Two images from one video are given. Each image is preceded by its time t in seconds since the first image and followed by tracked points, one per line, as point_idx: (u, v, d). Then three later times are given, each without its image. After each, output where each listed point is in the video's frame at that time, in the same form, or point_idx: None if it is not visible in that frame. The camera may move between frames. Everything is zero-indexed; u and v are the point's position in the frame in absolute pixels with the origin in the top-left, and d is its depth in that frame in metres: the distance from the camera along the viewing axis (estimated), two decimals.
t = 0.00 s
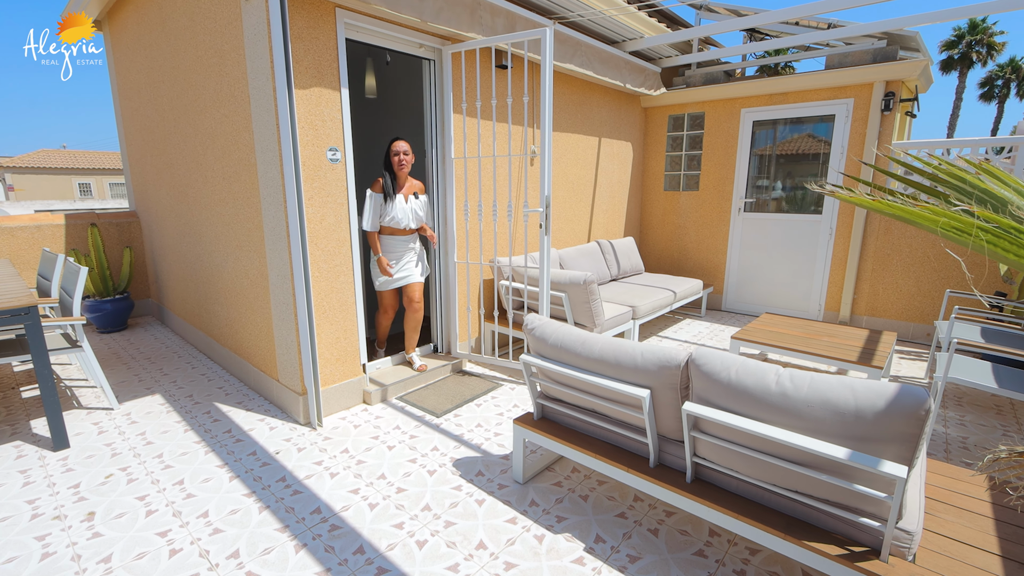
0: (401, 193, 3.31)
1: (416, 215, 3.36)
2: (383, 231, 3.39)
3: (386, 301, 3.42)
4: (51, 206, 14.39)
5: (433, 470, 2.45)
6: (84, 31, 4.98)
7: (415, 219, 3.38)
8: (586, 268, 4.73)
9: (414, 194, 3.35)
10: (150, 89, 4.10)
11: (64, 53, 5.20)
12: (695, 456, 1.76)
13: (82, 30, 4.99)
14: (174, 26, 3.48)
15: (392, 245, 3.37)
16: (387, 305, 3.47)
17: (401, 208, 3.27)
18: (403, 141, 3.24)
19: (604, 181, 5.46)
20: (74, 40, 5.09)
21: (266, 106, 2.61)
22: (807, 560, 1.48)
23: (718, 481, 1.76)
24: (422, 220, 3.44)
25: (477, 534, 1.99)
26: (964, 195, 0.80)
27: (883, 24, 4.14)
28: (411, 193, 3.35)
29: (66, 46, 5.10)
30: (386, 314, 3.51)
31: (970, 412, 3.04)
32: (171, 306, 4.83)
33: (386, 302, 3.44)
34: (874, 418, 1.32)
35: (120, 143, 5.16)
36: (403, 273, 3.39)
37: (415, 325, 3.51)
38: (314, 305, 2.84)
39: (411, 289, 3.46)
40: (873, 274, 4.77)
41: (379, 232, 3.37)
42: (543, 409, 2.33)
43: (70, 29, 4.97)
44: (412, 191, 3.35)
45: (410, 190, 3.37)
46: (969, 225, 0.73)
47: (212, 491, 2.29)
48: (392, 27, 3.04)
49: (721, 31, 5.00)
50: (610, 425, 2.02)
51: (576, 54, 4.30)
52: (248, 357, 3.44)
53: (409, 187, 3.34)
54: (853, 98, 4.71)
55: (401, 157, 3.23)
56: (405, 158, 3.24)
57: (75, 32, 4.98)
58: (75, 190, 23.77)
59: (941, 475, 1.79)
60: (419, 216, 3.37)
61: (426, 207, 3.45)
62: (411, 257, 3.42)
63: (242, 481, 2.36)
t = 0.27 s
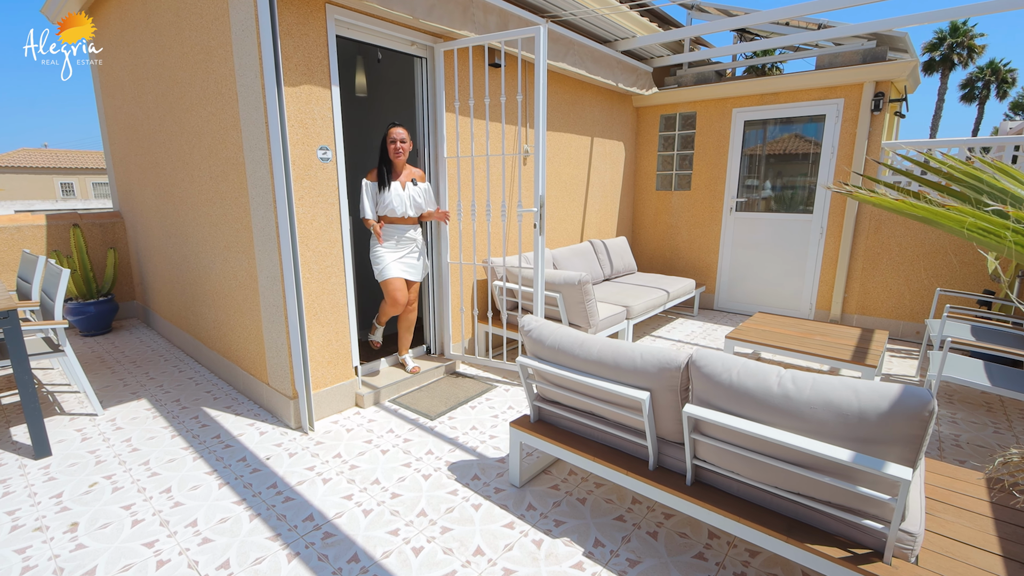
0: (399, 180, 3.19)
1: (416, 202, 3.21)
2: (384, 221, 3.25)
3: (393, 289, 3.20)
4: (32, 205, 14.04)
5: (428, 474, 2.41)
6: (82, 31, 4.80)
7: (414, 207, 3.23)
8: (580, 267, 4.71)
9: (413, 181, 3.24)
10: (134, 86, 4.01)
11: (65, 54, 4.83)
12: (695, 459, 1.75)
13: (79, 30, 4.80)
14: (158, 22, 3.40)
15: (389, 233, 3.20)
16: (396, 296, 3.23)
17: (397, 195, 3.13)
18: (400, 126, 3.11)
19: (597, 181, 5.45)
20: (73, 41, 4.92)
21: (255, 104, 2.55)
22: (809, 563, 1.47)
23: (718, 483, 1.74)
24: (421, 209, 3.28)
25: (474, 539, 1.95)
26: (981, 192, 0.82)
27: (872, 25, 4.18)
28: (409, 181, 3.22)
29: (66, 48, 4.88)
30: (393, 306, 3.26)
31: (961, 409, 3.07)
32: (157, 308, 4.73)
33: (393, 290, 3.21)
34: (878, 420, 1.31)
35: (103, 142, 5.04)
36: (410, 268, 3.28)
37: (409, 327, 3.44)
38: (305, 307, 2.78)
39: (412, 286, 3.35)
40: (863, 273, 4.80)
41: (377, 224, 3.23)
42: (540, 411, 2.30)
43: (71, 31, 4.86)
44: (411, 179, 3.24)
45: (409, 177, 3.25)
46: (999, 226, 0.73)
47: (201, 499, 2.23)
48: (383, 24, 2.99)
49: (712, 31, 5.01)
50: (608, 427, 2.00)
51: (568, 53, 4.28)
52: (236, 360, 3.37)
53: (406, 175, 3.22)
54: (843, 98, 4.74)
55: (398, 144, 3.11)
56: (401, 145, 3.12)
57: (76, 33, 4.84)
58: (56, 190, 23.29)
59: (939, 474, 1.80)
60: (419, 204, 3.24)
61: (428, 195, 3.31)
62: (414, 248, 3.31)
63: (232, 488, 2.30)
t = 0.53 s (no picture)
0: (398, 181, 3.08)
1: (416, 203, 3.09)
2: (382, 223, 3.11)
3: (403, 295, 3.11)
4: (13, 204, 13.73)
5: (424, 479, 2.37)
6: (82, 29, 4.42)
7: (414, 209, 3.11)
8: (574, 268, 4.69)
9: (412, 182, 3.13)
10: (119, 83, 3.92)
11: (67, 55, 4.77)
12: (696, 462, 1.72)
13: (80, 29, 4.45)
14: (143, 17, 3.32)
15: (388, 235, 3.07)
16: (406, 301, 3.15)
17: (396, 196, 3.01)
18: (397, 127, 3.01)
19: (590, 181, 5.44)
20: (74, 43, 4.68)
21: (244, 102, 2.49)
22: (814, 567, 1.45)
23: (720, 487, 1.72)
24: (419, 210, 3.15)
25: (471, 546, 1.92)
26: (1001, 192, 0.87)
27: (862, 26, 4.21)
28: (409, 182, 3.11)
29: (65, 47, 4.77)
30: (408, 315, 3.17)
31: (954, 407, 3.09)
32: (143, 311, 4.63)
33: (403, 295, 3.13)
34: (883, 422, 1.29)
35: (85, 140, 4.92)
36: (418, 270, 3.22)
37: (404, 335, 3.22)
38: (296, 309, 2.72)
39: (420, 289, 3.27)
40: (855, 272, 4.83)
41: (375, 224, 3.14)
42: (537, 415, 2.27)
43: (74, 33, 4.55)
44: (411, 179, 3.13)
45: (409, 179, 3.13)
46: None
47: (190, 507, 2.17)
48: (375, 21, 2.94)
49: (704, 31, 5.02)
50: (607, 431, 1.97)
51: (562, 52, 4.25)
52: (226, 364, 3.30)
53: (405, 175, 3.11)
54: (834, 99, 4.76)
55: (395, 146, 3.01)
56: (399, 146, 3.01)
57: (78, 34, 4.48)
58: (39, 190, 22.85)
59: (940, 475, 1.80)
60: (418, 204, 3.12)
61: (428, 196, 3.19)
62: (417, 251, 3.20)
63: (222, 496, 2.24)
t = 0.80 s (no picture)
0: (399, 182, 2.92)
1: (421, 205, 2.94)
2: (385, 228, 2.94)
3: (406, 305, 3.00)
4: None
5: (419, 484, 2.32)
6: (82, 29, 4.04)
7: (419, 211, 2.96)
8: (569, 268, 4.66)
9: (412, 184, 2.98)
10: (104, 80, 3.83)
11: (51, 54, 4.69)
12: (698, 466, 1.70)
13: (78, 29, 4.07)
14: (129, 13, 3.24)
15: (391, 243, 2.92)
16: (407, 312, 3.03)
17: (401, 199, 2.85)
18: (395, 127, 2.87)
19: (584, 181, 5.42)
20: (74, 43, 4.29)
21: (233, 100, 2.43)
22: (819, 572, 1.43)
23: (722, 491, 1.70)
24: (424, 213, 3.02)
25: (469, 553, 1.88)
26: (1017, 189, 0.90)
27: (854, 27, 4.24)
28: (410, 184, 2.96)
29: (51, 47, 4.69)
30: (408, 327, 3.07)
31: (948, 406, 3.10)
32: (130, 314, 4.53)
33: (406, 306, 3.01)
34: (889, 425, 1.28)
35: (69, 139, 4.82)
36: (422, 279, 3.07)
37: (412, 347, 3.05)
38: (287, 312, 2.67)
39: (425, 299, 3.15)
40: (848, 271, 4.85)
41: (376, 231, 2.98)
42: (535, 418, 2.24)
43: (74, 33, 4.17)
44: (410, 181, 2.98)
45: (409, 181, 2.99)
46: None
47: (178, 517, 2.10)
48: (367, 18, 2.89)
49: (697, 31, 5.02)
50: (607, 435, 1.93)
51: (556, 51, 4.23)
52: (215, 368, 3.23)
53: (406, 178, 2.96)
54: (827, 99, 4.78)
55: (395, 147, 2.86)
56: (399, 147, 2.87)
57: (77, 34, 4.11)
58: (22, 190, 22.43)
59: (941, 476, 1.80)
60: (423, 206, 2.97)
61: (429, 197, 3.06)
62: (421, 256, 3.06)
63: (212, 505, 2.18)
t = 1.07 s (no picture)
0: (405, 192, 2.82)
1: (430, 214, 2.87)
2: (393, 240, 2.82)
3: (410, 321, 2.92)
4: None
5: (415, 490, 2.27)
6: (81, 29, 3.69)
7: (428, 220, 2.88)
8: (564, 268, 4.63)
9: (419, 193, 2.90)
10: (89, 77, 3.74)
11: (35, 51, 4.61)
12: (701, 470, 1.67)
13: (78, 28, 3.72)
14: (114, 8, 3.16)
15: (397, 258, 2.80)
16: (411, 329, 2.95)
17: (409, 209, 2.75)
18: (394, 133, 2.74)
19: (579, 180, 5.39)
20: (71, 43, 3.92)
21: (222, 97, 2.37)
22: None
23: (726, 495, 1.67)
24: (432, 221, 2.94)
25: (468, 561, 1.83)
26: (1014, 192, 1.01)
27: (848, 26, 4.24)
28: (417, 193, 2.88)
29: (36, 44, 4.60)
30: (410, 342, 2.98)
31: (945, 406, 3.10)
32: (116, 316, 4.43)
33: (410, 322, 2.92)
34: (898, 429, 1.25)
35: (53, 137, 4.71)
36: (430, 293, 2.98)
37: (414, 362, 3.00)
38: (279, 314, 2.60)
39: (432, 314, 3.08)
40: (842, 271, 4.87)
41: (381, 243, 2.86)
42: (533, 422, 2.20)
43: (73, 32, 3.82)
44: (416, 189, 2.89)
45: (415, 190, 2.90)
46: None
47: (166, 526, 2.04)
48: (360, 14, 2.84)
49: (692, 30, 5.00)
50: (608, 438, 1.90)
51: (551, 49, 4.19)
52: (205, 372, 3.15)
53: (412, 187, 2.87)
54: (821, 99, 4.79)
55: (397, 154, 2.72)
56: (401, 153, 2.74)
57: (77, 35, 3.77)
58: (6, 190, 22.02)
59: (945, 478, 1.78)
60: (431, 216, 2.89)
61: (436, 205, 2.96)
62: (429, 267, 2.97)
63: (201, 513, 2.12)
